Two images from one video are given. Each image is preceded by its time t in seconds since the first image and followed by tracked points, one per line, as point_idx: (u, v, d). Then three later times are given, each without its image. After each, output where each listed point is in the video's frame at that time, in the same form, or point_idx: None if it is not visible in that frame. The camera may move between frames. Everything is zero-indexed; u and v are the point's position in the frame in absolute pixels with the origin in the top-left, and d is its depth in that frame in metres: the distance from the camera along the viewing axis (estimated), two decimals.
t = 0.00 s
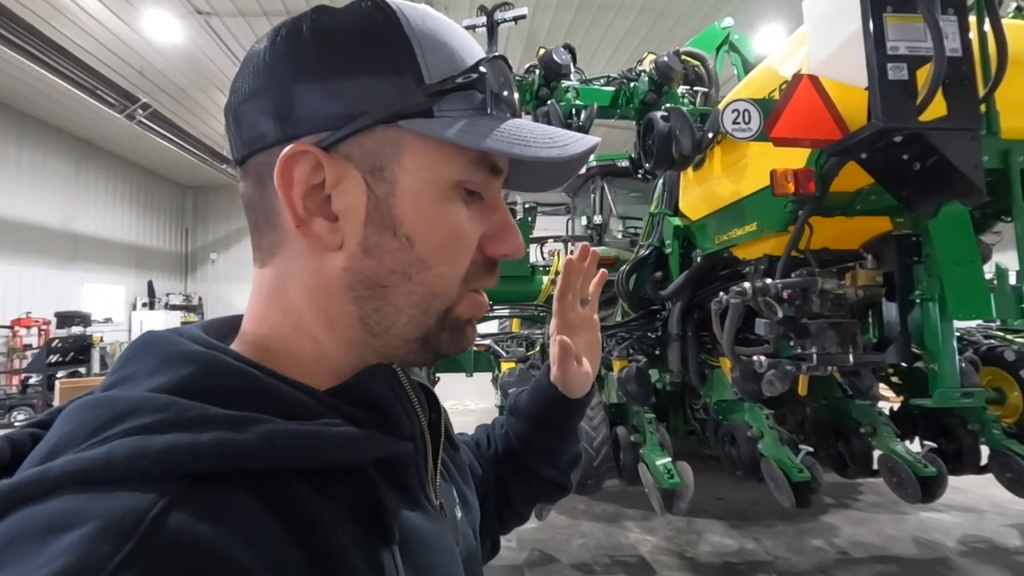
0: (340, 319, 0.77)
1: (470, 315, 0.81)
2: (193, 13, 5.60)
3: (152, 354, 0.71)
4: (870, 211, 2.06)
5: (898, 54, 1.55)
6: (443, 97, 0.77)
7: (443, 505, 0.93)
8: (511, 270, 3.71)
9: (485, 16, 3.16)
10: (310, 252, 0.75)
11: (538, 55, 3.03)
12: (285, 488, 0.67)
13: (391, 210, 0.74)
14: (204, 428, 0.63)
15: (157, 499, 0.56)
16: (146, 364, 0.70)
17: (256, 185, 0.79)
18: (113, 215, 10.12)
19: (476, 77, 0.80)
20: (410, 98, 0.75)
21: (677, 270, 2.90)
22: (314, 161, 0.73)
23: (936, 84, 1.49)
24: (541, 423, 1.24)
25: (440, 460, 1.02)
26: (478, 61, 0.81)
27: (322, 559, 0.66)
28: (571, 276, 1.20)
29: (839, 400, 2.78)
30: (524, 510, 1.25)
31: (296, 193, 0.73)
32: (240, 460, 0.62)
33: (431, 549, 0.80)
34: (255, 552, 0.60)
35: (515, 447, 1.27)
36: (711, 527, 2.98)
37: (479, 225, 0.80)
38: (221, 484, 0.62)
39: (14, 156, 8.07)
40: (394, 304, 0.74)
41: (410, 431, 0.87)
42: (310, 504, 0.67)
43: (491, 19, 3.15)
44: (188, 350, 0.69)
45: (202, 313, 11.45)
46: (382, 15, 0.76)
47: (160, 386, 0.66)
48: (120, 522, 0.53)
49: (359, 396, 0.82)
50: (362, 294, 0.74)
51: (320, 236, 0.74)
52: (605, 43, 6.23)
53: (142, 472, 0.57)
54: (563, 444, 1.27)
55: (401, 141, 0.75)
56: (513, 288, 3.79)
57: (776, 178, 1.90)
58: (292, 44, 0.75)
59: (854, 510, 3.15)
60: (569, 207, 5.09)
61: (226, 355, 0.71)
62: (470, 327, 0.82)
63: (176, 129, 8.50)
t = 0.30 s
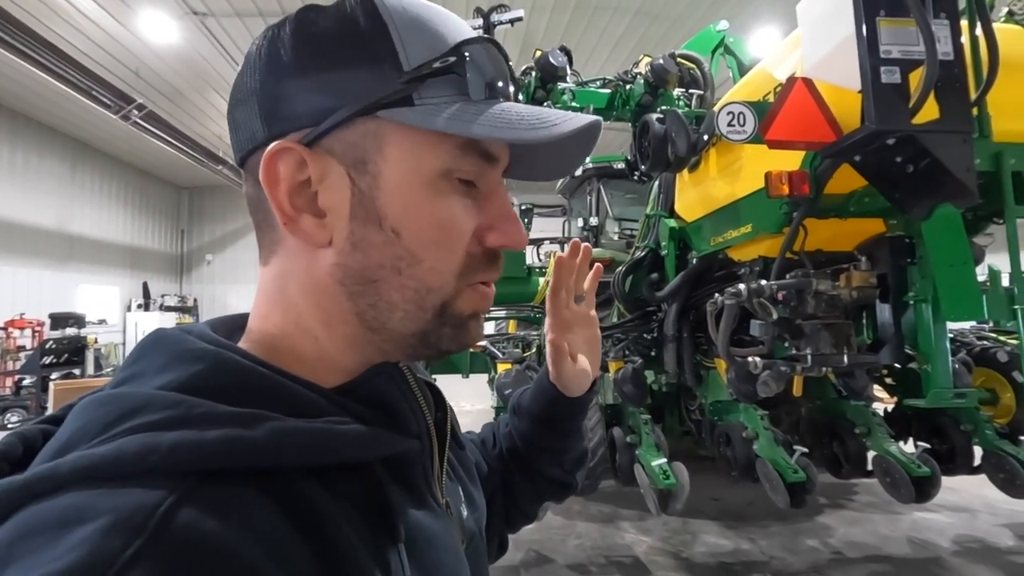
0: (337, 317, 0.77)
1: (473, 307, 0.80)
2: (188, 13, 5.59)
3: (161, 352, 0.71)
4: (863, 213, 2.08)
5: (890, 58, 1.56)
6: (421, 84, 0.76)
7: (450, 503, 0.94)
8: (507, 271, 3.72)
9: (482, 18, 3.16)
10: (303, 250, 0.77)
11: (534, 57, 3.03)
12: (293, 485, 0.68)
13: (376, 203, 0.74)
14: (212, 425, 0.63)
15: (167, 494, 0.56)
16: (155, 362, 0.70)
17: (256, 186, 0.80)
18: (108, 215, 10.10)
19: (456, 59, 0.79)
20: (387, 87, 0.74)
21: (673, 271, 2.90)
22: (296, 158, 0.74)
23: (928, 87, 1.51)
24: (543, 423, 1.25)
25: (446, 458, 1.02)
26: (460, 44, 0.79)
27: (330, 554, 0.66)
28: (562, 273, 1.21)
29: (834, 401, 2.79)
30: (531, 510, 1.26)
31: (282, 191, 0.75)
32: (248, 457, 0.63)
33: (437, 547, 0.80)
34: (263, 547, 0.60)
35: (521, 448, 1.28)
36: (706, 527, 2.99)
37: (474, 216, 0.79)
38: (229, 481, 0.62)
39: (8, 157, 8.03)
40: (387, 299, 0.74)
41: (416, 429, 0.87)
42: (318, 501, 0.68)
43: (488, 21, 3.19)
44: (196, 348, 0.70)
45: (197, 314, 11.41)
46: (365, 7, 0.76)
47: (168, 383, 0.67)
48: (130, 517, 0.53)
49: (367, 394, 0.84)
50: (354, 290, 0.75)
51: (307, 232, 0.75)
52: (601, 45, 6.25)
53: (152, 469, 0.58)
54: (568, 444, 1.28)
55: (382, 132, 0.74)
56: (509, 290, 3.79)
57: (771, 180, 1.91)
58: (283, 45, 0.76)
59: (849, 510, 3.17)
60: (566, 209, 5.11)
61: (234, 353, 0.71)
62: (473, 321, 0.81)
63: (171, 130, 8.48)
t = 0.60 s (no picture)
0: (330, 315, 0.78)
1: (457, 295, 0.78)
2: (185, 16, 5.59)
3: (166, 350, 0.71)
4: (857, 216, 2.10)
5: (883, 63, 1.58)
6: (370, 69, 0.75)
7: (452, 502, 0.94)
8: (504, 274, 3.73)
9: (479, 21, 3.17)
10: (283, 248, 0.78)
11: (531, 61, 3.03)
12: (296, 482, 0.68)
13: (341, 196, 0.74)
14: (217, 423, 0.63)
15: (171, 490, 0.57)
16: (160, 360, 0.70)
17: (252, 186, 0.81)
18: (104, 218, 10.07)
19: (402, 38, 0.77)
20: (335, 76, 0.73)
21: (669, 274, 2.91)
22: (260, 159, 0.76)
23: (921, 91, 1.52)
24: (545, 428, 1.26)
25: (449, 457, 1.02)
26: (404, 22, 0.77)
27: (333, 551, 0.66)
28: (564, 278, 1.21)
29: (829, 403, 2.82)
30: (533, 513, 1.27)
31: (251, 194, 0.77)
32: (252, 454, 0.63)
33: (440, 546, 0.80)
34: (267, 543, 0.61)
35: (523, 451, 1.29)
36: (703, 530, 2.99)
37: (445, 200, 0.78)
38: (233, 477, 0.63)
39: (4, 159, 8.01)
40: (364, 290, 0.74)
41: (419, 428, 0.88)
42: (321, 498, 0.68)
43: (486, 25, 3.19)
44: (201, 346, 0.70)
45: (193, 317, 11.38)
46: None
47: (173, 380, 0.67)
48: (136, 512, 0.53)
49: (370, 393, 0.82)
50: (332, 285, 0.74)
51: (278, 232, 0.76)
52: (597, 48, 6.26)
53: (157, 465, 0.58)
54: (569, 449, 1.29)
55: (339, 123, 0.74)
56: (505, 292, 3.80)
57: (766, 183, 1.92)
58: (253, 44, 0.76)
59: (844, 512, 3.18)
60: (562, 213, 5.12)
61: (237, 351, 0.71)
62: (459, 309, 0.79)
63: (167, 132, 8.47)
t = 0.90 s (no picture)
0: (333, 315, 0.78)
1: (465, 299, 0.80)
2: (186, 18, 5.60)
3: (167, 352, 0.71)
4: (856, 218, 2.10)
5: (882, 65, 1.58)
6: (392, 77, 0.75)
7: (453, 504, 0.93)
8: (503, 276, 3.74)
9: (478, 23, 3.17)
10: (291, 250, 0.78)
11: (531, 63, 3.04)
12: (297, 483, 0.68)
13: (354, 200, 0.74)
14: (217, 424, 0.63)
15: (172, 493, 0.57)
16: (162, 362, 0.71)
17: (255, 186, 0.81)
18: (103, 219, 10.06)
19: (425, 48, 0.78)
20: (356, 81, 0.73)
21: (669, 276, 2.91)
22: (275, 160, 0.75)
23: (920, 93, 1.52)
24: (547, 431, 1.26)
25: (450, 458, 1.02)
26: (427, 33, 0.78)
27: (333, 552, 0.66)
28: (563, 279, 1.20)
29: (828, 405, 2.83)
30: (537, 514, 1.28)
31: (264, 195, 0.76)
32: (253, 454, 0.63)
33: (441, 547, 0.80)
34: (266, 542, 0.61)
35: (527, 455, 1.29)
36: (702, 532, 2.99)
37: (457, 207, 0.79)
38: (234, 478, 0.63)
39: (3, 161, 8.01)
40: (374, 294, 0.74)
41: (420, 429, 0.88)
42: (322, 499, 0.68)
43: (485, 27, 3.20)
44: (203, 347, 0.70)
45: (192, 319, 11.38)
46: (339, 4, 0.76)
47: (174, 383, 0.67)
48: (137, 513, 0.54)
49: (371, 394, 0.84)
50: (341, 287, 0.75)
51: (290, 232, 0.76)
52: (597, 50, 6.25)
53: (159, 467, 0.58)
54: (573, 451, 1.28)
55: (356, 128, 0.74)
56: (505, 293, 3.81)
57: (765, 186, 1.93)
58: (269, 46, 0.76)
59: (844, 514, 3.18)
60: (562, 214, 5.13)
61: (238, 352, 0.71)
62: (465, 312, 0.80)
63: (166, 133, 8.45)
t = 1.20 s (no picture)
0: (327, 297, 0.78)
1: (449, 287, 0.78)
2: (190, 20, 5.63)
3: (169, 325, 0.72)
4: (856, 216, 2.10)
5: (881, 63, 1.59)
6: (350, 52, 0.74)
7: (448, 485, 0.94)
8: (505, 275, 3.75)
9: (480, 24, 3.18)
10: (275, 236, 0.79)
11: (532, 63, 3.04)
12: (293, 458, 0.69)
13: (325, 182, 0.73)
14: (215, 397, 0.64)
15: (168, 462, 0.57)
16: (164, 336, 0.71)
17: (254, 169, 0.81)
18: (106, 220, 10.09)
19: (380, 18, 0.75)
20: (312, 58, 0.72)
21: (669, 275, 2.92)
22: (251, 145, 0.76)
23: (918, 91, 1.52)
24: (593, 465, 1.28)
25: (447, 443, 1.03)
26: None
27: (325, 526, 0.67)
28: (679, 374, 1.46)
29: (828, 404, 2.83)
30: (548, 538, 1.28)
31: (242, 180, 0.77)
32: (248, 428, 0.64)
33: (436, 528, 0.81)
34: (258, 514, 0.62)
35: (566, 487, 1.30)
36: (703, 531, 2.99)
37: (436, 188, 0.77)
38: (230, 452, 0.64)
39: (7, 161, 8.04)
40: (353, 277, 0.73)
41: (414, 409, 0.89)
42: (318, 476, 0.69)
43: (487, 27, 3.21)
44: (202, 322, 0.71)
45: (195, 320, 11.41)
46: None
47: (174, 356, 0.68)
48: (135, 478, 0.54)
49: (367, 376, 0.84)
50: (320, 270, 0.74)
51: (270, 219, 0.77)
52: (598, 51, 6.26)
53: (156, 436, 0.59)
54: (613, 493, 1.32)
55: (322, 109, 0.74)
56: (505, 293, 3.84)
57: (764, 183, 1.93)
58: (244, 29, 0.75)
59: (845, 514, 3.17)
60: (564, 215, 5.13)
61: (238, 327, 0.72)
62: (449, 299, 0.78)
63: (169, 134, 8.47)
